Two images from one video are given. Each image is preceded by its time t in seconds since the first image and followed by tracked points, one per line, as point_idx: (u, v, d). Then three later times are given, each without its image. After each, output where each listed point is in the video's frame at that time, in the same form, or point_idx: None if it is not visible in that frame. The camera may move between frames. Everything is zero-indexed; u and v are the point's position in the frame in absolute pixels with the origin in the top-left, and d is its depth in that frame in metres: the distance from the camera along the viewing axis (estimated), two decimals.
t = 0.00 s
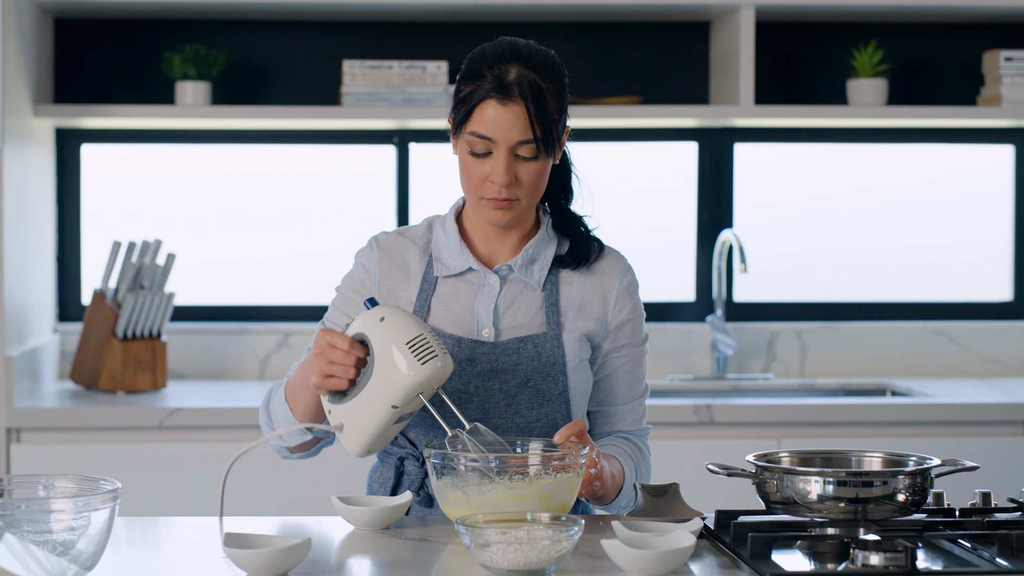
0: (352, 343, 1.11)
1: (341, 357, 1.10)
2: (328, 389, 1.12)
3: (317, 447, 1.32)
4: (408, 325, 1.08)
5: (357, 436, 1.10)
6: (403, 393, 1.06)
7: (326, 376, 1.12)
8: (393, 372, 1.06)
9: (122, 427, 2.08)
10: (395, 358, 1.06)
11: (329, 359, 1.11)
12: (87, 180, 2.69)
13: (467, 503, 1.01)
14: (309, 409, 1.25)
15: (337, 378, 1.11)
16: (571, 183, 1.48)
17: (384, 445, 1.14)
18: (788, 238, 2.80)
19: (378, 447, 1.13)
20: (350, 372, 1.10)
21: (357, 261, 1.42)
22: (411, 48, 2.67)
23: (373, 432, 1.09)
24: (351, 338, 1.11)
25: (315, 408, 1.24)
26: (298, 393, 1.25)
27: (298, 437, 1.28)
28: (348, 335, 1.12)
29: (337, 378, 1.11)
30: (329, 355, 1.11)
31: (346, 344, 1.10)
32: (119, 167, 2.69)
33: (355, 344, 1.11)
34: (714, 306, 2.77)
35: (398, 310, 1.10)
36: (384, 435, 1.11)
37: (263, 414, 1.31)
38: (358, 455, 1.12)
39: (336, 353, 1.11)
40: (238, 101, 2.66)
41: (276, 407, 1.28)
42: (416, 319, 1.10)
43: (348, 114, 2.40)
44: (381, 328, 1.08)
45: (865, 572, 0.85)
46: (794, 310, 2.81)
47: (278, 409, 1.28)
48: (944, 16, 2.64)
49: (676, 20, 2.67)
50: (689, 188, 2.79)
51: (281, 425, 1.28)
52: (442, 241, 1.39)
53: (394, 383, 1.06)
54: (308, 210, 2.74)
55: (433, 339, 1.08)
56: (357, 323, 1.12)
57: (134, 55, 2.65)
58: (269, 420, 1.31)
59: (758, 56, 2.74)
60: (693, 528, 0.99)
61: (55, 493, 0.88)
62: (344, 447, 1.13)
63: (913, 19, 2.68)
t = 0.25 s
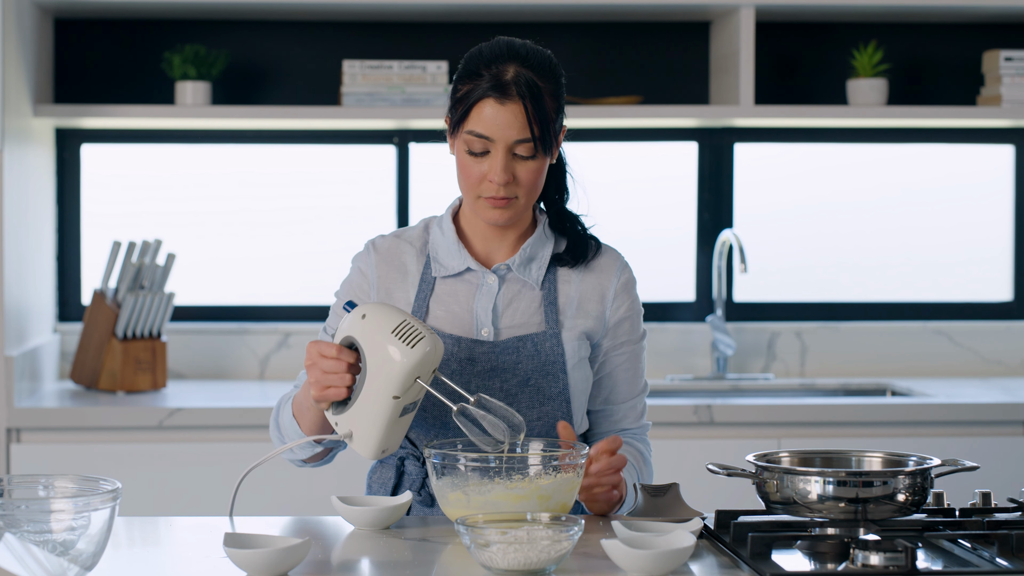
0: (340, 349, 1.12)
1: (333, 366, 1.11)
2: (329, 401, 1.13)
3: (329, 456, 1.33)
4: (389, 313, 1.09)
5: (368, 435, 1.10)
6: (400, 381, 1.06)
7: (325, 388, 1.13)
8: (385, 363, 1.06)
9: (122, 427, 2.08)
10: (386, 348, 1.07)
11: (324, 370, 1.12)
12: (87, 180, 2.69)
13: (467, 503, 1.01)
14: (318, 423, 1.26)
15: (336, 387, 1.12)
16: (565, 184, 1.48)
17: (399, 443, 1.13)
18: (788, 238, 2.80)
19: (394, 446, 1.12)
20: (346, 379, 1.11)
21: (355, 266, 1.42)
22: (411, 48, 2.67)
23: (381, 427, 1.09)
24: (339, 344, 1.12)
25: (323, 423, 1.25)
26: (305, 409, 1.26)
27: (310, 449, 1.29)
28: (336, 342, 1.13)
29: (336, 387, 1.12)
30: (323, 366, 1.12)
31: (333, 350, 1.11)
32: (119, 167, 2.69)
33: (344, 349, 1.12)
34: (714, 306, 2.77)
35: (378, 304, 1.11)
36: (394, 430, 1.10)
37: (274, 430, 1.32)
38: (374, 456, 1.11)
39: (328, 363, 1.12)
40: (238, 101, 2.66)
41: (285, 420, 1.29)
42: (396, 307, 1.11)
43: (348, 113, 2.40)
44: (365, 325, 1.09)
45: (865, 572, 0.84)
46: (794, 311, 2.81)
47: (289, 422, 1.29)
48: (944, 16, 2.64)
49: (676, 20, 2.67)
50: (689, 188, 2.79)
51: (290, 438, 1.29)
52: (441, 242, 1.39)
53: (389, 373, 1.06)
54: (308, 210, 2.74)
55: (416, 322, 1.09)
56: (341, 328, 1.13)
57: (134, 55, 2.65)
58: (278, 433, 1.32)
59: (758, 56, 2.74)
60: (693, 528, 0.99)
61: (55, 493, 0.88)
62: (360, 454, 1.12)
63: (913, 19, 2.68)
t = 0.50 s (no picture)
0: (332, 355, 1.12)
1: (329, 375, 1.12)
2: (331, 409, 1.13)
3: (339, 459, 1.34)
4: (371, 313, 1.09)
5: (369, 437, 1.09)
6: (390, 379, 1.06)
7: (324, 398, 1.13)
8: (375, 363, 1.06)
9: (122, 427, 2.08)
10: (373, 349, 1.07)
11: (321, 380, 1.13)
12: (87, 180, 2.69)
13: (467, 503, 1.01)
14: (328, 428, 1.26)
15: (334, 396, 1.12)
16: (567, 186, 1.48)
17: (404, 442, 1.12)
18: (788, 238, 2.80)
19: (399, 445, 1.12)
20: (343, 385, 1.11)
21: (355, 267, 1.41)
22: (411, 48, 2.67)
23: (381, 428, 1.09)
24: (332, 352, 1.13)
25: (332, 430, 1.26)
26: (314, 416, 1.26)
27: (321, 455, 1.29)
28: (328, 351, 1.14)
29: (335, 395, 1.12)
30: (318, 375, 1.13)
31: (325, 357, 1.12)
32: (119, 167, 2.69)
33: (335, 356, 1.12)
34: (714, 307, 2.77)
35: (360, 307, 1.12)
36: (396, 430, 1.10)
37: (285, 436, 1.33)
38: (380, 457, 1.10)
39: (323, 373, 1.12)
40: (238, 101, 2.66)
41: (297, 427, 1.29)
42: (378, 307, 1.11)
43: (348, 114, 2.40)
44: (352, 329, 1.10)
45: (865, 572, 0.85)
46: (794, 311, 2.81)
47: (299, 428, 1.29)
48: (944, 16, 2.64)
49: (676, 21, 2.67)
50: (689, 189, 2.79)
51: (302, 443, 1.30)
52: (441, 241, 1.39)
53: (379, 372, 1.06)
54: (308, 210, 2.74)
55: (399, 318, 1.09)
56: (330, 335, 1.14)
57: (134, 55, 2.65)
58: (289, 439, 1.32)
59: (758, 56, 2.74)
60: (693, 528, 0.99)
61: (55, 493, 0.88)
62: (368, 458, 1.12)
63: (913, 19, 2.68)
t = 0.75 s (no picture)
0: (332, 367, 1.13)
1: (329, 386, 1.12)
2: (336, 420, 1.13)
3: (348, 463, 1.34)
4: (364, 321, 1.09)
5: (375, 444, 1.09)
6: (389, 383, 1.05)
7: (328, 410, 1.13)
8: (372, 368, 1.06)
9: (122, 427, 2.08)
10: (370, 355, 1.07)
11: (323, 393, 1.13)
12: (87, 180, 2.69)
13: (467, 503, 1.01)
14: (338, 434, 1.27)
15: (338, 406, 1.12)
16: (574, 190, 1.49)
17: (410, 447, 1.12)
18: (788, 238, 2.80)
19: (406, 449, 1.11)
20: (346, 394, 1.11)
21: (357, 266, 1.41)
22: (411, 48, 2.67)
23: (385, 434, 1.08)
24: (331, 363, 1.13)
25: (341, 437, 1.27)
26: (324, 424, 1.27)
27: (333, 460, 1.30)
28: (327, 363, 1.14)
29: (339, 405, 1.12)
30: (321, 388, 1.13)
31: (326, 368, 1.12)
32: (119, 167, 2.69)
33: (336, 367, 1.13)
34: (714, 307, 2.77)
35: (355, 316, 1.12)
36: (402, 435, 1.09)
37: (298, 438, 1.34)
38: (388, 463, 1.10)
39: (325, 386, 1.13)
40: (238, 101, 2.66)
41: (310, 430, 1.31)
42: (371, 315, 1.11)
43: (348, 114, 2.40)
44: (347, 337, 1.10)
45: (865, 572, 0.85)
46: (794, 311, 2.81)
47: (313, 433, 1.31)
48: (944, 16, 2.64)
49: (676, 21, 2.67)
50: (689, 188, 2.79)
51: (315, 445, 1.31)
52: (444, 239, 1.40)
53: (377, 377, 1.06)
54: (308, 210, 2.74)
55: (393, 323, 1.09)
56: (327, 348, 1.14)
57: (134, 55, 2.65)
58: (303, 444, 1.33)
59: (757, 56, 2.74)
60: (693, 528, 0.99)
61: (55, 493, 0.88)
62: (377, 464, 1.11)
63: (913, 19, 2.68)
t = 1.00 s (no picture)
0: (336, 363, 1.14)
1: (333, 382, 1.13)
2: (336, 416, 1.13)
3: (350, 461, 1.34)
4: (371, 317, 1.10)
5: (374, 441, 1.09)
6: (392, 380, 1.06)
7: (330, 405, 1.13)
8: (376, 364, 1.07)
9: (122, 427, 2.08)
10: (375, 351, 1.07)
11: (326, 388, 1.13)
12: (87, 180, 2.69)
13: (467, 503, 1.01)
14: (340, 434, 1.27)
15: (339, 403, 1.12)
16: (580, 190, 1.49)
17: (409, 448, 1.12)
18: (788, 238, 2.80)
19: (404, 450, 1.12)
20: (348, 391, 1.12)
21: (362, 266, 1.42)
22: (411, 48, 2.67)
23: (385, 431, 1.08)
24: (336, 360, 1.14)
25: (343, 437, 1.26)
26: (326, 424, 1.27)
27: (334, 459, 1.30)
28: (333, 359, 1.15)
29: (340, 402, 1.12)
30: (324, 384, 1.14)
31: (330, 364, 1.13)
32: (118, 167, 2.69)
33: (340, 364, 1.13)
34: (714, 307, 2.77)
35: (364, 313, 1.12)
36: (400, 436, 1.10)
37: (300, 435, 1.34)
38: (387, 462, 1.10)
39: (329, 381, 1.13)
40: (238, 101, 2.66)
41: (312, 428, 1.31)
42: (380, 312, 1.11)
43: (348, 113, 2.40)
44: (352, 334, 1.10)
45: (865, 572, 0.84)
46: (794, 311, 2.81)
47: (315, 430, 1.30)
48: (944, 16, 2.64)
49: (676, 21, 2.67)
50: (689, 188, 2.79)
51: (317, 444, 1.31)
52: (448, 238, 1.40)
53: (381, 372, 1.06)
54: (307, 210, 2.74)
55: (401, 322, 1.09)
56: (334, 343, 1.15)
57: (134, 55, 2.65)
58: (305, 442, 1.33)
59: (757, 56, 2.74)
60: (693, 528, 0.99)
61: (55, 493, 0.88)
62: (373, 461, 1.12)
63: (913, 19, 2.68)
